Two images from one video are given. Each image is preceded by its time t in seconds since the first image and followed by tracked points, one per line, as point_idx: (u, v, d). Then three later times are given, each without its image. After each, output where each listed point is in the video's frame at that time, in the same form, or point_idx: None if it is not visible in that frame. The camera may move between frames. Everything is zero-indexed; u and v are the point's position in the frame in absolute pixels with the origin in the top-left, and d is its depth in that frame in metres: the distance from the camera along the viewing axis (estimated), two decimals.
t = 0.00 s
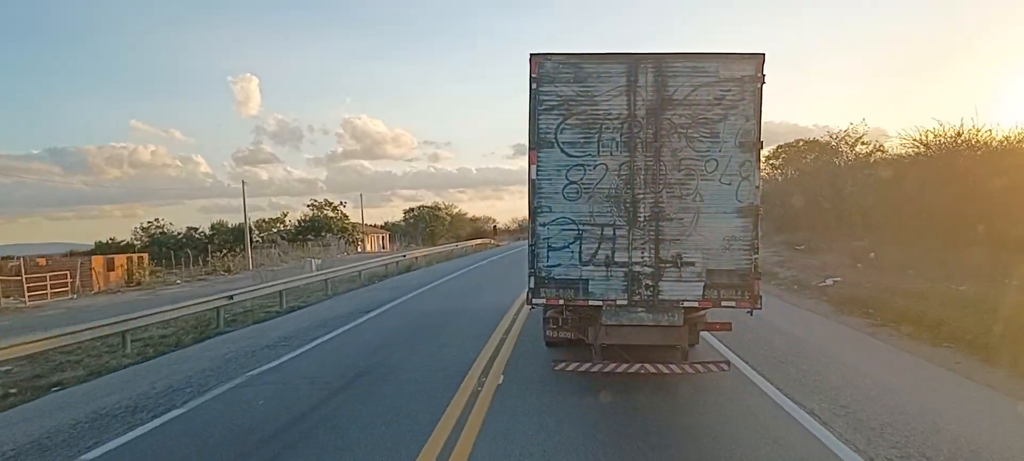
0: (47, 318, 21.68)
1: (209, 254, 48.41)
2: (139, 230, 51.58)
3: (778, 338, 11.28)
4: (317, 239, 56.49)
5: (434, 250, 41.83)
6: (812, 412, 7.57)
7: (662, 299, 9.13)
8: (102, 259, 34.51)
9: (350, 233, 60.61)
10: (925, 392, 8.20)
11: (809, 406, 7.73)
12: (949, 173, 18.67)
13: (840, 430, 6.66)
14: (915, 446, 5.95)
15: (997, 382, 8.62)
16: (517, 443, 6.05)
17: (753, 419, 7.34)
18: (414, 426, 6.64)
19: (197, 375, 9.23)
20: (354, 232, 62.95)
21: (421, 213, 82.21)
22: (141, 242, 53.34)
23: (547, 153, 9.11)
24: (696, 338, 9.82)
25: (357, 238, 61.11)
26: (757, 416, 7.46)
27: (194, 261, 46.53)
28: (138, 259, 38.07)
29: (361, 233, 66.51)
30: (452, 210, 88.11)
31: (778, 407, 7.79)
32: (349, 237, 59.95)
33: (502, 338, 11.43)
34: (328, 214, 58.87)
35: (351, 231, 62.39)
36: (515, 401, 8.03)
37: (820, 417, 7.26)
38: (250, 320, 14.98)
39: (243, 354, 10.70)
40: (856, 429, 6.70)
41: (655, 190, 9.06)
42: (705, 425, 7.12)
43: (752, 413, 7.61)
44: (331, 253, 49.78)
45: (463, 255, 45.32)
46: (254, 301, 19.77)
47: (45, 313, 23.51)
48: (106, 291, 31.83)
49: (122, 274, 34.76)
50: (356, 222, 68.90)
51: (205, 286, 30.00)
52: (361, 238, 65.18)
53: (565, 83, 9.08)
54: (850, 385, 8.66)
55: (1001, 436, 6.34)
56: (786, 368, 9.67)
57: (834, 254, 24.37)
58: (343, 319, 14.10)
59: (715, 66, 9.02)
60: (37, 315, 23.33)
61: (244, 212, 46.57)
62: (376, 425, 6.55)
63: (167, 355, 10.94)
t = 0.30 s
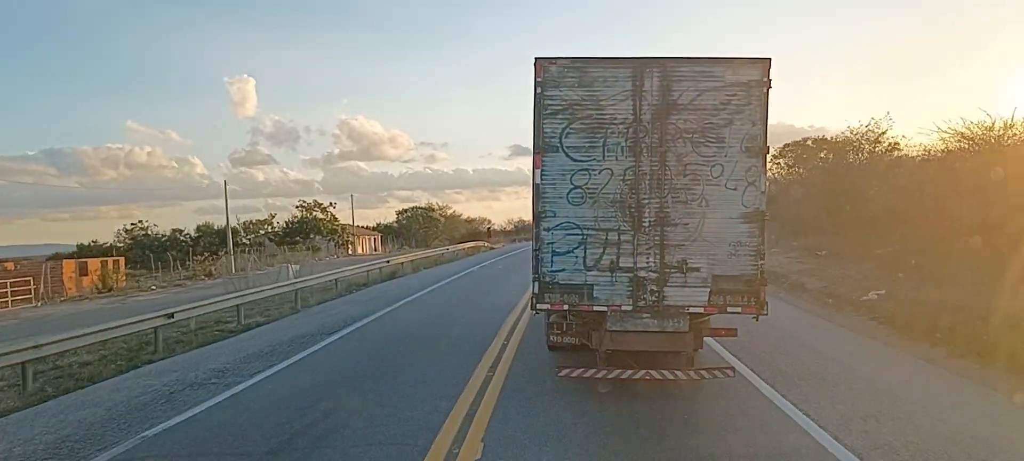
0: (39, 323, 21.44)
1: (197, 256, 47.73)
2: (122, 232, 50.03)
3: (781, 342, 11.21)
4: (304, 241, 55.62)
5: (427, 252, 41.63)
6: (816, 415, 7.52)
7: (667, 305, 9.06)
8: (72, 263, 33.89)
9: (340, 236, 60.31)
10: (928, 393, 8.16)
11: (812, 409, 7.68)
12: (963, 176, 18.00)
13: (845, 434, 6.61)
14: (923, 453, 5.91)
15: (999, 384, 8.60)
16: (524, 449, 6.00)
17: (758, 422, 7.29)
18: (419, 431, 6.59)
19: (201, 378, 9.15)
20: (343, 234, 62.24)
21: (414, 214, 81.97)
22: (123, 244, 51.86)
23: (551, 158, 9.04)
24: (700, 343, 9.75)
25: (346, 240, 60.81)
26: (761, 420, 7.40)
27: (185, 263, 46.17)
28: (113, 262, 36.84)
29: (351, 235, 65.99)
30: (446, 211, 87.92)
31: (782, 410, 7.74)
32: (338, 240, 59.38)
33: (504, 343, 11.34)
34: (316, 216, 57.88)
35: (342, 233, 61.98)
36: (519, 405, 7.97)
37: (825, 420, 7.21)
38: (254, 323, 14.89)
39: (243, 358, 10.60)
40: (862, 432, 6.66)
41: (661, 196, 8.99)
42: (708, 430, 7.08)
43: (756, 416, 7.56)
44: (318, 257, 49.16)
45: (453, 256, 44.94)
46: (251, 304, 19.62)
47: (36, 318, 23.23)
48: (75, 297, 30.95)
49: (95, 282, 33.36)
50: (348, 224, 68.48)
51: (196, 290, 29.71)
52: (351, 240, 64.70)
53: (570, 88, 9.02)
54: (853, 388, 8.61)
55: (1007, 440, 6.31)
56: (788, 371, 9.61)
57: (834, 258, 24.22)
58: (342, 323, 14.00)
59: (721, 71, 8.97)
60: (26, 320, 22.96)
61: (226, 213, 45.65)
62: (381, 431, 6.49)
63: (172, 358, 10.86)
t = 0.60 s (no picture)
0: (29, 323, 21.12)
1: (187, 255, 47.09)
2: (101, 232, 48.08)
3: (783, 343, 11.13)
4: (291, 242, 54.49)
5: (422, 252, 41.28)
6: (817, 418, 7.47)
7: (670, 306, 8.99)
8: (43, 267, 32.03)
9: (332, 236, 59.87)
10: (929, 397, 8.13)
11: (814, 412, 7.64)
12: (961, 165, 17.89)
13: (846, 437, 6.58)
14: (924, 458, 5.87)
15: (1000, 387, 8.57)
16: (527, 453, 5.97)
17: (760, 425, 7.25)
18: (422, 435, 6.54)
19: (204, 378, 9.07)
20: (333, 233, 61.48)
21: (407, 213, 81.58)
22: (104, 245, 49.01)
23: (554, 158, 8.97)
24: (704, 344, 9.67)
25: (335, 241, 60.37)
26: (761, 422, 7.36)
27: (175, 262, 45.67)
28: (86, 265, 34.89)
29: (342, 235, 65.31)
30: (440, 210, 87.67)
31: (782, 412, 7.71)
32: (328, 240, 58.80)
33: (505, 343, 11.26)
34: (302, 214, 56.66)
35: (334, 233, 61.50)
36: (521, 407, 7.90)
37: (825, 423, 7.17)
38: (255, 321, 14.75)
39: (241, 359, 10.51)
40: (861, 436, 6.63)
41: (664, 196, 8.92)
42: (713, 433, 7.02)
43: (757, 419, 7.52)
44: (303, 258, 48.48)
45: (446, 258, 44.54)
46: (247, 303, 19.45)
47: (26, 318, 22.88)
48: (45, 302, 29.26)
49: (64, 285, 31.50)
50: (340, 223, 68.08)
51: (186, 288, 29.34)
52: (343, 240, 64.31)
53: (572, 88, 8.95)
54: (855, 390, 8.56)
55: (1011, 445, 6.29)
56: (790, 373, 9.56)
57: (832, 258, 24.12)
58: (341, 323, 13.90)
59: (725, 70, 8.90)
60: (15, 320, 22.59)
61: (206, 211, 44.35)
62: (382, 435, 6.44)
63: (176, 357, 10.77)
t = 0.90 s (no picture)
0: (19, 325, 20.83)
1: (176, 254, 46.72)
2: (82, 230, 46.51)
3: (784, 341, 11.07)
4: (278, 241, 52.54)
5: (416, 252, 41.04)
6: (822, 416, 7.43)
7: (675, 305, 8.92)
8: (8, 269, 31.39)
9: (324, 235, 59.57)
10: (934, 393, 8.10)
11: (819, 410, 7.59)
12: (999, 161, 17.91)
13: (852, 435, 6.54)
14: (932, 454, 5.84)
15: (1005, 383, 8.54)
16: (533, 452, 5.93)
17: (764, 423, 7.20)
18: (426, 434, 6.49)
19: (202, 378, 8.95)
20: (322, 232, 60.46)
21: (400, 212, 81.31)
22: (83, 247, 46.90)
23: (557, 156, 8.89)
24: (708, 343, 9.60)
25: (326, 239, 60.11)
26: (766, 421, 7.32)
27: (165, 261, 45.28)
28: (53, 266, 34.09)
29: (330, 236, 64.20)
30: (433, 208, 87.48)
31: (787, 410, 7.66)
32: (321, 239, 58.04)
33: (506, 343, 11.18)
34: (291, 213, 54.35)
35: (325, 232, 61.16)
36: (524, 407, 7.84)
37: (831, 421, 7.13)
38: (252, 321, 14.61)
39: (239, 360, 10.41)
40: (867, 434, 6.59)
41: (668, 194, 8.85)
42: (717, 432, 6.97)
43: (762, 418, 7.46)
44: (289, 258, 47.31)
45: (439, 258, 44.07)
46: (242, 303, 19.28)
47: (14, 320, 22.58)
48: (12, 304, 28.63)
49: (30, 288, 30.36)
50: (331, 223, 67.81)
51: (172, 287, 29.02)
52: (333, 239, 64.05)
53: (575, 85, 8.87)
54: (860, 387, 8.52)
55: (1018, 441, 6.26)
56: (794, 370, 9.51)
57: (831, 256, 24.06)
58: (340, 323, 13.80)
59: (730, 67, 8.83)
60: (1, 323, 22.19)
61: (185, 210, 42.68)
62: (385, 434, 6.38)
63: (173, 358, 10.65)
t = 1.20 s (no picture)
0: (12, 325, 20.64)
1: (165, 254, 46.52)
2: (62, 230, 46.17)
3: (788, 341, 11.02)
4: (265, 241, 52.25)
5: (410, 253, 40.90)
6: (827, 417, 7.38)
7: (681, 305, 8.86)
8: None
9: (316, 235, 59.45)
10: (940, 394, 8.06)
11: (824, 410, 7.54)
12: None
13: (858, 436, 6.50)
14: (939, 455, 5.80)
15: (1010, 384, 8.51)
16: (538, 453, 5.88)
17: (770, 424, 7.16)
18: (430, 433, 6.44)
19: (203, 377, 8.89)
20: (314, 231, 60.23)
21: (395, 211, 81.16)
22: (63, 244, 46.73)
23: (563, 155, 8.84)
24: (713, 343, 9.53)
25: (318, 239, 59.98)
26: (771, 421, 7.27)
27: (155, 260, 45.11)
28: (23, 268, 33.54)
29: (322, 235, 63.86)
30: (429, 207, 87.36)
31: (791, 411, 7.62)
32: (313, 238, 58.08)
33: (510, 343, 11.11)
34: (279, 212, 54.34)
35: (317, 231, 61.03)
36: (528, 407, 7.79)
37: (835, 422, 7.09)
38: (252, 320, 14.52)
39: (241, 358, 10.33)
40: (873, 435, 6.55)
41: (675, 193, 8.79)
42: (722, 433, 6.91)
43: (766, 418, 7.42)
44: (275, 259, 46.74)
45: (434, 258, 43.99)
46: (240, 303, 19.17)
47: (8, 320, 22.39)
48: None
49: None
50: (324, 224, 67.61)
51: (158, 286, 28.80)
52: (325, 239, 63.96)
53: (582, 83, 8.82)
54: (865, 387, 8.48)
55: None
56: (800, 370, 9.46)
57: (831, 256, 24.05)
58: (341, 322, 13.72)
59: (737, 66, 8.77)
60: None
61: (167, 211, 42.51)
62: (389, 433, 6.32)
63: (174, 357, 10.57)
